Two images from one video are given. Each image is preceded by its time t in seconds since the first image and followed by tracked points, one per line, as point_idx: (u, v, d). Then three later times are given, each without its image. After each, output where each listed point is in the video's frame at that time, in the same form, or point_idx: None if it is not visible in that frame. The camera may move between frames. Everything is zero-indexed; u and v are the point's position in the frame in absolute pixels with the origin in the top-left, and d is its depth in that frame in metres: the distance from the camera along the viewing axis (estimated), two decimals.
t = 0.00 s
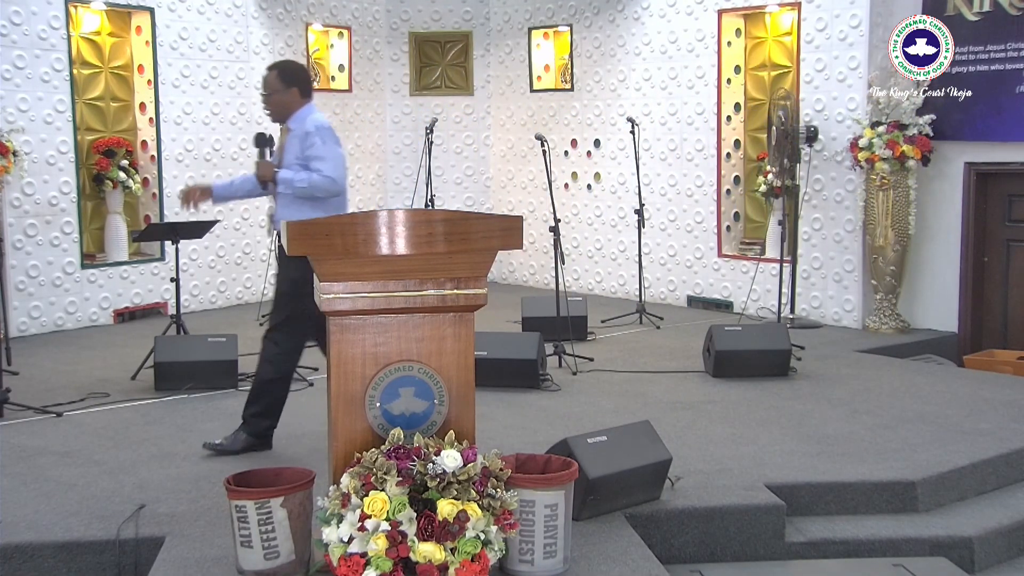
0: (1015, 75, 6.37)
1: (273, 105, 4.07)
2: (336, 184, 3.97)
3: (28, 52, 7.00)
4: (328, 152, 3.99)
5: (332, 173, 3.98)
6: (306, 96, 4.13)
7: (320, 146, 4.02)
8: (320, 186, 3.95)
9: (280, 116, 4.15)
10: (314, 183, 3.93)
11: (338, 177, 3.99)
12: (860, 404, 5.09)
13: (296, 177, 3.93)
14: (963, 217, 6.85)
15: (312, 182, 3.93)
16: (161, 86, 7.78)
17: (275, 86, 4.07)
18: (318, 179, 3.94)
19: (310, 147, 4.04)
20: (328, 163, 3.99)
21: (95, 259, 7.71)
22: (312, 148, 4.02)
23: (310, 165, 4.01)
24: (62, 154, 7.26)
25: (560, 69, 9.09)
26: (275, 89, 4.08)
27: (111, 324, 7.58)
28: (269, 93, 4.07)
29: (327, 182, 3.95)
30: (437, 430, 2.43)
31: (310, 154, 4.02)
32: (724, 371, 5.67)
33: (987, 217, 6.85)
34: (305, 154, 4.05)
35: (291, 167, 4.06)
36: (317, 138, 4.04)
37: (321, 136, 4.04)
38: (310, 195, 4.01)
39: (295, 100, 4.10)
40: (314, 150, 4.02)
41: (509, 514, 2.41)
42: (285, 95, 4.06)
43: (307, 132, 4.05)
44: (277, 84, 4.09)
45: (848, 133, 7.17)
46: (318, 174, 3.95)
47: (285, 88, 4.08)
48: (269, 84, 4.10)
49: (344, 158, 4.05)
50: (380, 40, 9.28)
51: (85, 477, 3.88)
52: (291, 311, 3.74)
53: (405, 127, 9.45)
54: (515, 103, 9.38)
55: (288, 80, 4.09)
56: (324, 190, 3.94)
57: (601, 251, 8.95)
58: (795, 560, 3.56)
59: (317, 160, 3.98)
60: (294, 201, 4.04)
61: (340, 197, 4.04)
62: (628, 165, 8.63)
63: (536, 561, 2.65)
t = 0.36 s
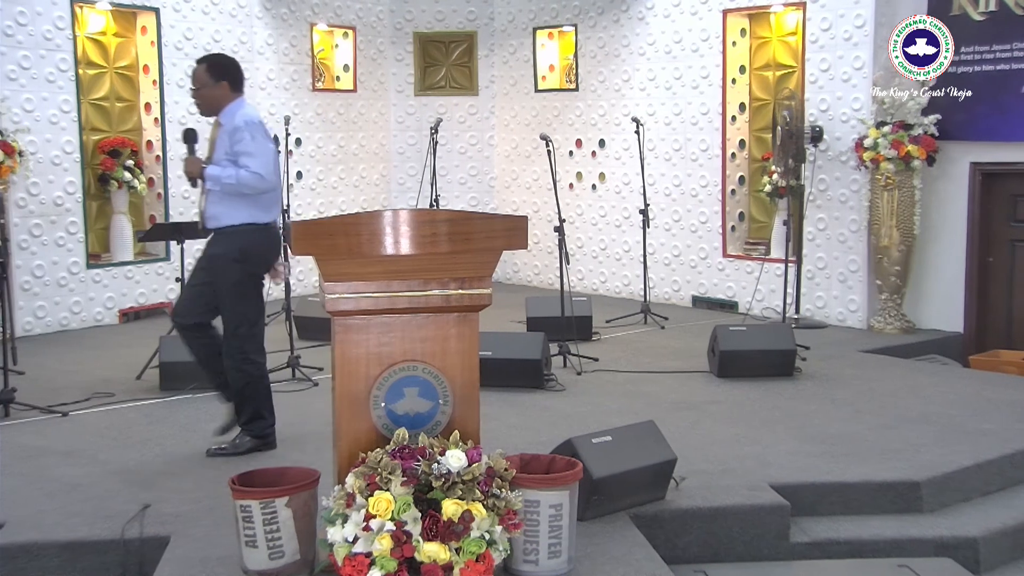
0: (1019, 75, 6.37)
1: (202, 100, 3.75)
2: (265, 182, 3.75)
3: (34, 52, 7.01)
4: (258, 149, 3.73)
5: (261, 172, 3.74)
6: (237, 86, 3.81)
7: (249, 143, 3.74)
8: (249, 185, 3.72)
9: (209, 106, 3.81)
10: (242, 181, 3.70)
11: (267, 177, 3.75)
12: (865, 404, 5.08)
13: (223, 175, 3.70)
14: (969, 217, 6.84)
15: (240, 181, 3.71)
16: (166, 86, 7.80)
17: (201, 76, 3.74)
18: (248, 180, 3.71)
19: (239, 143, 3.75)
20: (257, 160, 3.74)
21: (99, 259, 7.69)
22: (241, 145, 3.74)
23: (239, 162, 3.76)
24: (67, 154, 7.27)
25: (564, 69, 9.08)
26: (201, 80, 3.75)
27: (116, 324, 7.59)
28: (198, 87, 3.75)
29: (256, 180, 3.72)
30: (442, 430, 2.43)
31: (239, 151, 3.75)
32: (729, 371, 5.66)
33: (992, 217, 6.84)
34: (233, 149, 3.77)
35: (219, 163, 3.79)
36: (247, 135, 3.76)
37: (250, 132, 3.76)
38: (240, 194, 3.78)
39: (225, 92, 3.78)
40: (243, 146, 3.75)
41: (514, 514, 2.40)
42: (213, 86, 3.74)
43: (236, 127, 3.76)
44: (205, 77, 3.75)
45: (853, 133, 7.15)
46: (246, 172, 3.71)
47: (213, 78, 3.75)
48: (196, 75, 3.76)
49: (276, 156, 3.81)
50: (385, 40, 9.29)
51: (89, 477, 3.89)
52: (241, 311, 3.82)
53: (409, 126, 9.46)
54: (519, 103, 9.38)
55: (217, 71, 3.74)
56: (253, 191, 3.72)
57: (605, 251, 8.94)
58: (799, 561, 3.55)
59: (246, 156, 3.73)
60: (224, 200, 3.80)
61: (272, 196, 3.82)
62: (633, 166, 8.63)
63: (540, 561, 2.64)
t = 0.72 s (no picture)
0: None
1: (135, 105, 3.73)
2: (203, 190, 3.69)
3: (43, 53, 7.03)
4: (193, 155, 3.68)
5: (198, 179, 3.68)
6: (172, 91, 3.78)
7: (185, 149, 3.70)
8: (185, 192, 3.67)
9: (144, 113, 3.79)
10: (178, 189, 3.65)
11: (204, 184, 3.69)
12: (873, 405, 5.07)
13: (159, 183, 3.65)
14: (978, 217, 6.81)
15: (176, 189, 3.65)
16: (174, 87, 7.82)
17: (133, 81, 3.72)
18: (183, 187, 3.65)
19: (175, 149, 3.71)
20: (193, 168, 3.68)
21: (109, 260, 7.72)
22: (177, 151, 3.70)
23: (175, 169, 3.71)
24: (76, 154, 7.30)
25: (572, 69, 9.08)
26: (132, 85, 3.73)
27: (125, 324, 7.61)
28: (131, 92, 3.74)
29: (192, 189, 3.66)
30: (450, 430, 2.44)
31: (175, 158, 3.70)
32: (737, 372, 5.65)
33: (1001, 217, 6.81)
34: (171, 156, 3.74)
35: (156, 171, 3.76)
36: (183, 140, 3.71)
37: (187, 138, 3.72)
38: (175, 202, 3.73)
39: (159, 98, 3.75)
40: (179, 153, 3.70)
41: (521, 515, 2.40)
42: (146, 92, 3.72)
43: (173, 133, 3.73)
44: (138, 82, 3.72)
45: (862, 133, 7.14)
46: (182, 179, 3.66)
47: (146, 84, 3.73)
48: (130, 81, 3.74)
49: (213, 163, 3.73)
50: (392, 40, 9.29)
51: (98, 476, 3.90)
52: (196, 311, 3.80)
53: (417, 127, 9.46)
54: (527, 103, 9.37)
55: (150, 76, 3.72)
56: (189, 198, 3.67)
57: (613, 251, 8.94)
58: (808, 561, 3.54)
59: (182, 164, 3.68)
60: (161, 209, 3.75)
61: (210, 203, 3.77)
62: (641, 166, 8.63)
63: (548, 561, 2.64)
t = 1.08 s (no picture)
0: None
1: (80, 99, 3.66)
2: (161, 185, 3.72)
3: (54, 53, 7.06)
4: (151, 150, 3.70)
5: (157, 174, 3.71)
6: (116, 85, 3.75)
7: (141, 144, 3.72)
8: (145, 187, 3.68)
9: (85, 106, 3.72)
10: (138, 185, 3.65)
11: (162, 179, 3.73)
12: (882, 405, 5.06)
13: (115, 178, 3.63)
14: (988, 218, 6.79)
15: (136, 184, 3.65)
16: (183, 87, 7.84)
17: (76, 75, 3.63)
18: (143, 182, 3.66)
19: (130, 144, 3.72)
20: (151, 163, 3.70)
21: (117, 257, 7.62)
22: (133, 146, 3.71)
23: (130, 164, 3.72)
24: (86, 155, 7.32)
25: (580, 69, 9.08)
26: (74, 77, 3.64)
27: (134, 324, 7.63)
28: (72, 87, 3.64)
29: (152, 183, 3.68)
30: (458, 430, 2.44)
31: (130, 153, 3.71)
32: (745, 372, 5.65)
33: (1011, 218, 6.79)
34: (122, 150, 3.74)
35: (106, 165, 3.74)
36: (137, 135, 3.73)
37: (142, 132, 3.73)
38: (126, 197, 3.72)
39: (104, 92, 3.71)
40: (135, 148, 3.71)
41: (529, 515, 2.40)
42: (93, 86, 3.66)
43: (126, 128, 3.74)
44: (82, 76, 3.64)
45: (871, 133, 7.13)
46: (143, 175, 3.67)
47: (91, 78, 3.66)
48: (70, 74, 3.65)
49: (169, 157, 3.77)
50: (401, 40, 9.30)
51: (107, 475, 3.91)
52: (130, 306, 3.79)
53: (425, 127, 9.47)
54: (535, 103, 9.38)
55: (96, 70, 3.65)
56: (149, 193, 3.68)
57: (621, 251, 8.93)
58: (816, 562, 3.54)
59: (140, 159, 3.69)
60: (105, 204, 3.73)
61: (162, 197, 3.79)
62: (649, 166, 8.62)
63: (556, 561, 2.64)
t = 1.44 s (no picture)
0: None
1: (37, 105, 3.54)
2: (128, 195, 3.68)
3: (63, 54, 7.09)
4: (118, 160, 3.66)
5: (124, 184, 3.67)
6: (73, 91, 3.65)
7: (107, 153, 3.67)
8: (113, 198, 3.64)
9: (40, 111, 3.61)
10: (107, 195, 3.60)
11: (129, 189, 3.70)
12: (891, 406, 5.04)
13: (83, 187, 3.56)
14: (998, 217, 6.76)
15: (104, 194, 3.60)
16: (192, 87, 7.84)
17: (33, 81, 3.50)
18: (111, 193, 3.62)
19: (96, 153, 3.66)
20: (117, 172, 3.66)
21: (128, 259, 7.82)
22: (99, 155, 3.65)
23: (95, 173, 3.66)
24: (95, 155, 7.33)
25: (589, 69, 9.08)
26: (30, 81, 3.51)
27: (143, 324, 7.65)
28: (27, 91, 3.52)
29: (120, 193, 3.64)
30: (466, 430, 2.44)
31: (95, 162, 3.65)
32: (753, 372, 5.63)
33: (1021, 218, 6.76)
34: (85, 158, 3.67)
35: (67, 172, 3.65)
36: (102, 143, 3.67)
37: (106, 141, 3.68)
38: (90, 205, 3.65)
39: (61, 97, 3.60)
40: (100, 157, 3.66)
41: (538, 515, 2.40)
42: (52, 91, 3.55)
43: (90, 136, 3.67)
44: (39, 83, 3.52)
45: (879, 133, 7.10)
46: (111, 185, 3.62)
47: (49, 83, 3.55)
48: (23, 77, 3.51)
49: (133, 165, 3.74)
50: (409, 40, 9.31)
51: (115, 475, 3.92)
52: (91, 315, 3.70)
53: (433, 127, 9.48)
54: (543, 104, 9.38)
55: (55, 76, 3.55)
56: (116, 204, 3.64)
57: (629, 251, 8.92)
58: (825, 563, 3.52)
59: (107, 169, 3.64)
60: (66, 211, 3.64)
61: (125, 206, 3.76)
62: (657, 166, 8.61)
63: (564, 561, 2.64)
